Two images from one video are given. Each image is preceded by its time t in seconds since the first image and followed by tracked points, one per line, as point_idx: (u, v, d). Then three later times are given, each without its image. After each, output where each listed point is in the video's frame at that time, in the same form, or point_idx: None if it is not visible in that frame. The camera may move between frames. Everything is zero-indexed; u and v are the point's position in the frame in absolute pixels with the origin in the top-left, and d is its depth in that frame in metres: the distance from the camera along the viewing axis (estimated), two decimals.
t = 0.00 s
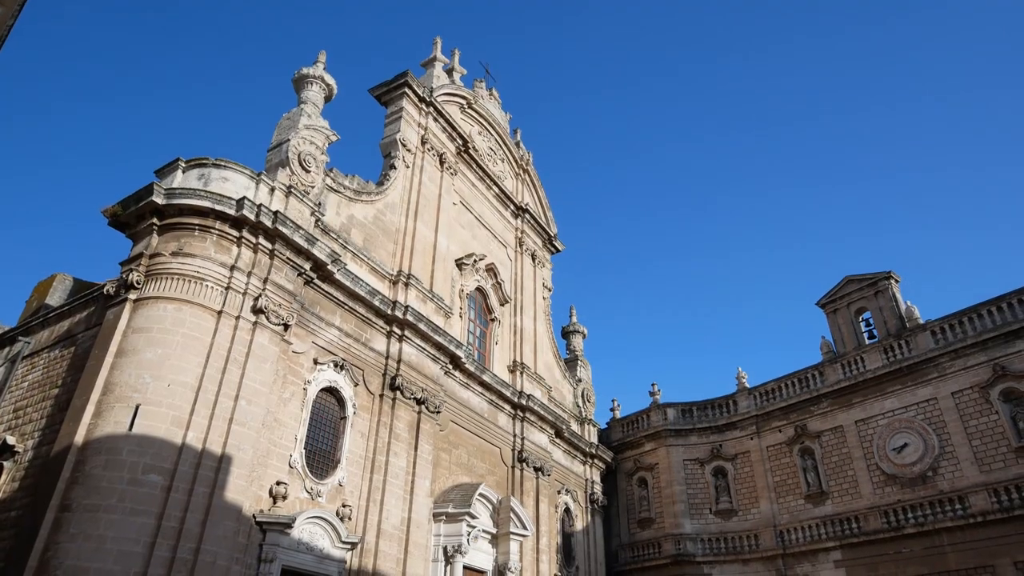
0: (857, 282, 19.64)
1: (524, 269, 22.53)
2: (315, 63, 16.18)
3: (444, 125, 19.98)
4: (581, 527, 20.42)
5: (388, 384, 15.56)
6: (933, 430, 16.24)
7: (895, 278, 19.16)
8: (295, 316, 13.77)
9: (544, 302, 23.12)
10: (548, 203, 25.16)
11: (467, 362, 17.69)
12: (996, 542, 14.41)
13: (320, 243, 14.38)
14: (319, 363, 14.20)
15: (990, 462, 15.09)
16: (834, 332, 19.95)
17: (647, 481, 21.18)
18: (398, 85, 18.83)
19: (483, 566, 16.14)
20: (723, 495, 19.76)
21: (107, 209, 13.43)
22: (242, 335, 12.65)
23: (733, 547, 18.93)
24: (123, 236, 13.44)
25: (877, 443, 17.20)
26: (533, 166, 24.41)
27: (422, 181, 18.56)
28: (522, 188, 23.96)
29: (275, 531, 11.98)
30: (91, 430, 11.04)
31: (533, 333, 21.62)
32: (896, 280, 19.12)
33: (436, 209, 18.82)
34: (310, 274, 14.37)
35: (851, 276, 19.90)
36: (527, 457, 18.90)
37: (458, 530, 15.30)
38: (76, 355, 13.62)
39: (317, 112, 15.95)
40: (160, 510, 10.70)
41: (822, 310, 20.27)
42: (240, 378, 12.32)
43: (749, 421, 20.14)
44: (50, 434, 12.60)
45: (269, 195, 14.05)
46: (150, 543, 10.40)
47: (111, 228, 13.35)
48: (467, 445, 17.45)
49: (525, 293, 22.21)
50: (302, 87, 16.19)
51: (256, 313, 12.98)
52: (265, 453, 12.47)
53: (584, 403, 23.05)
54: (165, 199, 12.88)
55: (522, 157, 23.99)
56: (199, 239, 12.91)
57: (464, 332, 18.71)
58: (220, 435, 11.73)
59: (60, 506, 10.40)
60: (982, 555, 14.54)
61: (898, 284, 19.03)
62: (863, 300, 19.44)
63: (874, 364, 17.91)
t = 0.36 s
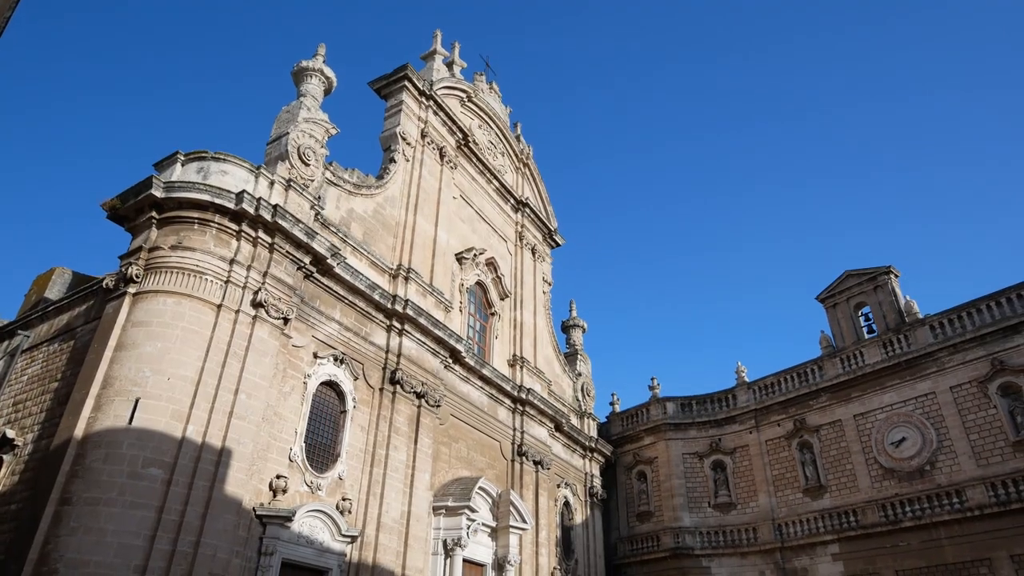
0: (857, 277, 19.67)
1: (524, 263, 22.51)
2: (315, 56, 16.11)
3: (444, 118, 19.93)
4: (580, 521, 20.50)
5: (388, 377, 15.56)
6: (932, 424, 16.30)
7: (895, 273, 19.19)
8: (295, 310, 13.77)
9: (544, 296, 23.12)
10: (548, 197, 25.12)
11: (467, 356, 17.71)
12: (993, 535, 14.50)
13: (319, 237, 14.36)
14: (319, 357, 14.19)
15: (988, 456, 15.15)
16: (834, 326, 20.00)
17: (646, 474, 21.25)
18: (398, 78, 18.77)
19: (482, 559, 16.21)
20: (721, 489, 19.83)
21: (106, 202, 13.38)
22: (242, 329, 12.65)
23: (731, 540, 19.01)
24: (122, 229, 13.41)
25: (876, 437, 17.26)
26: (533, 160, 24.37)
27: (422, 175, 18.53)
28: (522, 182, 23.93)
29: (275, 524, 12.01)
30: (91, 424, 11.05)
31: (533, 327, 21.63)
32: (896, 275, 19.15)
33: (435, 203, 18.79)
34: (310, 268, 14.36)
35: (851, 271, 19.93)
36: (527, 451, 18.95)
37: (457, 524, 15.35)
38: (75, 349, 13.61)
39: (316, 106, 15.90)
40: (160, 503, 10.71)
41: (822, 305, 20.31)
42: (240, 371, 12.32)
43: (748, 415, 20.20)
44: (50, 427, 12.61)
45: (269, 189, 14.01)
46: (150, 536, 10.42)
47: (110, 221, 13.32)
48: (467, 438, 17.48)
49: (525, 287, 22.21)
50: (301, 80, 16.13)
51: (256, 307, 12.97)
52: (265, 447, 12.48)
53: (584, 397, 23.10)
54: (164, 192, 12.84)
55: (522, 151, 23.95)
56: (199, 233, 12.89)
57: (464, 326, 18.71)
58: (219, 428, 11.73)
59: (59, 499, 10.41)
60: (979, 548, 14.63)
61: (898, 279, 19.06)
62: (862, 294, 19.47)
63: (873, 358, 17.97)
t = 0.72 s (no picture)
0: (851, 272, 19.78)
1: (520, 257, 22.51)
2: (311, 47, 16.02)
3: (441, 111, 19.87)
4: (574, 514, 20.58)
5: (384, 370, 15.56)
6: (923, 419, 16.45)
7: (888, 268, 19.30)
8: (290, 302, 13.75)
9: (540, 290, 23.14)
10: (544, 191, 25.11)
11: (463, 350, 17.71)
12: (983, 529, 14.67)
13: (316, 229, 14.32)
14: (314, 349, 14.17)
15: (978, 450, 15.30)
16: (828, 321, 20.11)
17: (640, 468, 21.36)
18: (395, 70, 18.68)
19: (477, 551, 16.26)
20: (715, 482, 19.96)
21: (99, 192, 13.29)
22: (238, 321, 12.60)
23: (724, 533, 19.14)
24: (116, 220, 13.33)
25: (868, 432, 17.41)
26: (530, 154, 24.34)
27: (419, 168, 18.48)
28: (519, 176, 23.89)
29: (270, 516, 12.03)
30: (84, 415, 11.00)
31: (528, 321, 21.65)
32: (890, 270, 19.26)
33: (432, 196, 18.75)
34: (306, 260, 14.33)
35: (845, 266, 20.04)
36: (522, 445, 18.99)
37: (452, 517, 15.37)
38: (68, 340, 13.53)
39: (313, 97, 15.82)
40: (154, 495, 10.68)
41: (816, 300, 20.41)
42: (235, 363, 12.29)
43: (742, 409, 20.32)
44: (43, 418, 12.54)
45: (264, 180, 13.95)
46: (145, 528, 10.40)
47: (103, 212, 13.23)
48: (462, 432, 17.50)
49: (521, 281, 22.21)
50: (297, 71, 16.04)
51: (251, 299, 12.92)
52: (260, 439, 12.47)
53: (579, 391, 23.17)
54: (159, 182, 12.77)
55: (519, 144, 23.91)
56: (193, 225, 12.82)
57: (460, 320, 18.71)
58: (214, 421, 11.70)
59: (53, 491, 10.37)
60: (968, 542, 14.80)
61: (891, 275, 19.17)
62: (856, 290, 19.59)
63: (866, 353, 18.09)
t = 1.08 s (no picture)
0: (846, 267, 19.82)
1: (516, 249, 22.49)
2: (306, 37, 15.92)
3: (437, 103, 19.79)
4: (568, 506, 20.66)
5: (379, 362, 15.56)
6: (916, 413, 16.53)
7: (883, 263, 19.33)
8: (285, 293, 13.73)
9: (535, 283, 23.14)
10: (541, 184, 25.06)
11: (458, 342, 17.72)
12: (973, 523, 14.78)
13: (310, 221, 14.27)
14: (309, 341, 14.16)
15: (970, 445, 15.38)
16: (822, 316, 20.16)
17: (635, 461, 21.44)
18: (391, 61, 18.59)
19: (471, 543, 16.32)
20: (709, 475, 20.05)
21: (93, 182, 13.21)
22: (232, 312, 12.58)
23: (717, 526, 19.24)
24: (110, 210, 13.27)
25: (861, 426, 17.48)
26: (526, 147, 24.28)
27: (415, 159, 18.42)
28: (515, 169, 23.82)
29: (265, 507, 12.06)
30: (78, 406, 10.99)
31: (524, 314, 21.66)
32: (885, 265, 19.29)
33: (428, 188, 18.70)
34: (301, 252, 14.29)
35: (840, 261, 20.07)
36: (516, 437, 19.04)
37: (447, 508, 15.42)
38: (62, 331, 13.50)
39: (308, 88, 15.73)
40: (149, 486, 10.68)
41: (811, 295, 20.45)
42: (230, 354, 12.27)
43: (736, 403, 20.39)
44: (37, 409, 12.53)
45: (259, 171, 13.89)
46: (139, 519, 10.41)
47: (97, 202, 13.17)
48: (457, 424, 17.54)
49: (516, 274, 22.20)
50: (292, 61, 15.94)
51: (246, 290, 12.89)
52: (254, 430, 12.48)
53: (574, 383, 23.21)
54: (153, 173, 12.71)
55: (515, 137, 23.85)
56: (188, 215, 12.78)
57: (455, 312, 18.70)
58: (208, 412, 11.70)
59: (47, 481, 10.38)
60: (959, 535, 14.91)
61: (886, 270, 19.21)
62: (851, 285, 19.63)
63: (860, 348, 18.16)
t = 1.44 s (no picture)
0: (840, 260, 19.90)
1: (511, 241, 22.46)
2: (301, 26, 15.76)
3: (432, 93, 19.67)
4: (562, 496, 20.79)
5: (374, 353, 15.56)
6: (907, 405, 16.68)
7: (877, 256, 19.42)
8: (280, 284, 13.69)
9: (530, 275, 23.14)
10: (536, 175, 24.99)
11: (453, 334, 17.72)
12: (962, 513, 14.97)
13: (305, 211, 14.21)
14: (304, 332, 14.14)
15: (960, 436, 15.55)
16: (816, 308, 20.26)
17: (628, 452, 21.58)
18: (386, 50, 18.44)
19: (465, 533, 16.41)
20: (702, 466, 20.21)
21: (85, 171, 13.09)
22: (226, 303, 12.53)
23: (710, 516, 19.41)
24: (102, 200, 13.16)
25: (853, 417, 17.63)
26: (522, 137, 24.19)
27: (410, 150, 18.33)
28: (510, 160, 23.73)
29: (260, 498, 12.07)
30: (72, 396, 10.95)
31: (519, 306, 21.68)
32: (878, 258, 19.38)
33: (423, 178, 18.63)
34: (295, 242, 14.24)
35: (834, 254, 20.14)
36: (511, 428, 19.11)
37: (441, 498, 15.49)
38: (55, 321, 13.42)
39: (302, 77, 15.60)
40: (143, 476, 10.67)
41: (805, 287, 20.55)
42: (224, 345, 12.24)
43: (729, 394, 20.52)
44: (30, 399, 12.47)
45: (253, 161, 13.79)
46: (134, 509, 10.41)
47: (89, 191, 13.05)
48: (452, 415, 17.58)
49: (511, 265, 22.19)
50: (287, 50, 15.79)
51: (240, 281, 12.84)
52: (250, 421, 12.47)
53: (568, 375, 23.28)
54: (146, 162, 12.60)
55: (511, 128, 23.74)
56: (181, 205, 12.69)
57: (450, 304, 18.69)
58: (203, 402, 11.67)
59: (41, 472, 10.36)
60: (948, 525, 15.10)
61: (880, 263, 19.30)
62: (844, 277, 19.73)
63: (853, 340, 18.28)
